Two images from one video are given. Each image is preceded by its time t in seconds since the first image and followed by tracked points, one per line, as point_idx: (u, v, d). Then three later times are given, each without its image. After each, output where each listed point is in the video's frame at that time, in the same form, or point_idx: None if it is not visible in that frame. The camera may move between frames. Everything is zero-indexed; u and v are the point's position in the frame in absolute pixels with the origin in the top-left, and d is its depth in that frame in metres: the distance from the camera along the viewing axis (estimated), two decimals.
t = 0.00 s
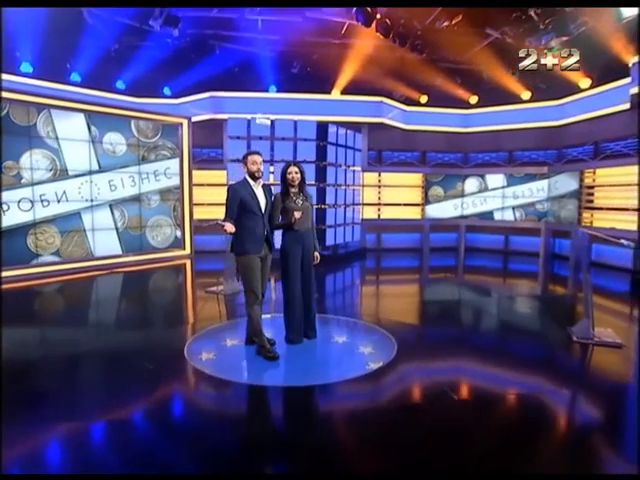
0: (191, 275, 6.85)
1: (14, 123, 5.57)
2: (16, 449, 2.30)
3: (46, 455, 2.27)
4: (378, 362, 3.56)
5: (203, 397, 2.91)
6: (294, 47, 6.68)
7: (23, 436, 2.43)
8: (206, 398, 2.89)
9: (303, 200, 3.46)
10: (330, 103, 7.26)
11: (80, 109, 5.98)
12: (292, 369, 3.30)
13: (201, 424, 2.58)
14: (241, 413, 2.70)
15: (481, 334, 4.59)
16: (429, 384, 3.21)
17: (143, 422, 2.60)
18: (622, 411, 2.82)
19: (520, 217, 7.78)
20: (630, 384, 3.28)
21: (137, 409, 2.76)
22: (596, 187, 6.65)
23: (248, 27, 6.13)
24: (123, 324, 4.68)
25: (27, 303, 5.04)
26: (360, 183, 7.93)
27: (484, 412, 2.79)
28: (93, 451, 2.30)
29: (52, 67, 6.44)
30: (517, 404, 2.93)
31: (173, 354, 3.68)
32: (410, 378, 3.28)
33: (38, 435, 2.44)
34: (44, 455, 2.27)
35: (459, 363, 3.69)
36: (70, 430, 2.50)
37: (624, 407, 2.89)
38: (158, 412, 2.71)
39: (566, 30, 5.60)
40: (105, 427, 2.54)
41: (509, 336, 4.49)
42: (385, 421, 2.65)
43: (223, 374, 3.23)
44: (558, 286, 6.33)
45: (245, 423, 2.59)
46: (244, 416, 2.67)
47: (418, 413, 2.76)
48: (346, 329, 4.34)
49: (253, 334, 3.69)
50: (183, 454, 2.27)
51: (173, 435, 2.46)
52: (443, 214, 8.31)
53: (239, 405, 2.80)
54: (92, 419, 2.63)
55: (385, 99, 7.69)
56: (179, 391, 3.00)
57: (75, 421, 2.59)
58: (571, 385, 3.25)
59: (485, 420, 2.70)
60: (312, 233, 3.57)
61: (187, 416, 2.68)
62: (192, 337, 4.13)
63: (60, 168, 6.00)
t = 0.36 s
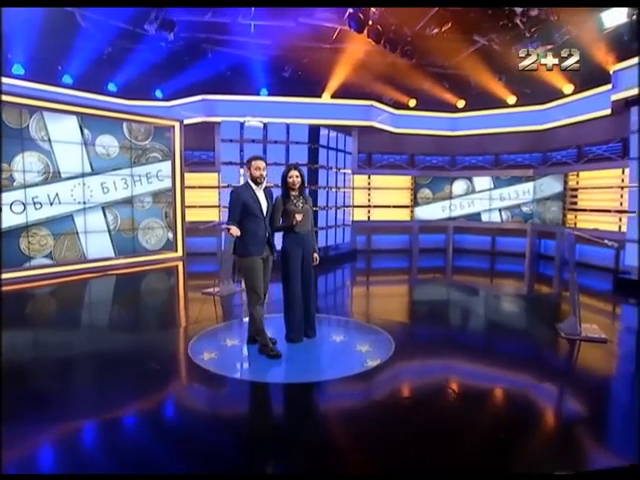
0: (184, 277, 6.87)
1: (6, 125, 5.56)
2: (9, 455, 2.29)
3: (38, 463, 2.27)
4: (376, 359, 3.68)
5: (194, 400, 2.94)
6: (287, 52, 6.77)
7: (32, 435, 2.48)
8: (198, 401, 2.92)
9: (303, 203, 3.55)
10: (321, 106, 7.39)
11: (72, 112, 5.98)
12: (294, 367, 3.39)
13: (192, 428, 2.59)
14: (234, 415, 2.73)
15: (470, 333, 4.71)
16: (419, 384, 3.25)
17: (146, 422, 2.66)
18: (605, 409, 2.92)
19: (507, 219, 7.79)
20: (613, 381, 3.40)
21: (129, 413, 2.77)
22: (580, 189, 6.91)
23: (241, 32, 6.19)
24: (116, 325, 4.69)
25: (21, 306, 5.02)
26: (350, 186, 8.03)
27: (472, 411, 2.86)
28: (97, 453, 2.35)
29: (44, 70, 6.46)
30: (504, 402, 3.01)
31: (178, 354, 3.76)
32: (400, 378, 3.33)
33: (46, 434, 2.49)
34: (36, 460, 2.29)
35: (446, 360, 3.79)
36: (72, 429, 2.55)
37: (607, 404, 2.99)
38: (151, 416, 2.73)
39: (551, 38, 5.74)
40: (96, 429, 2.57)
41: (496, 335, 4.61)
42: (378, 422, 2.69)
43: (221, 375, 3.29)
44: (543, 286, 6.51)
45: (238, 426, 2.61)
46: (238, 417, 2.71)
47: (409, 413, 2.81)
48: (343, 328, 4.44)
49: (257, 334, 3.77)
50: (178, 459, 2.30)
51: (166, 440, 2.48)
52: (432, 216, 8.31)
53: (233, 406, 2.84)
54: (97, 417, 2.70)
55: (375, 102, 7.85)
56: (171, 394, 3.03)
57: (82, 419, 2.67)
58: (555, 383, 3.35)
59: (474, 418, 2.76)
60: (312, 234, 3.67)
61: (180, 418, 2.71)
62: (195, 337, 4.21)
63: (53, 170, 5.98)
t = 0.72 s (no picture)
0: (178, 279, 6.87)
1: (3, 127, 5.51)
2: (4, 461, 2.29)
3: (31, 466, 2.27)
4: (378, 358, 3.77)
5: (190, 401, 2.96)
6: (281, 55, 6.85)
7: (35, 436, 2.53)
8: (193, 403, 2.94)
9: (307, 207, 3.63)
10: (315, 110, 7.44)
11: (67, 113, 6.00)
12: (298, 366, 3.47)
13: (188, 430, 2.61)
14: (230, 416, 2.76)
15: (462, 332, 4.82)
16: (411, 384, 3.29)
17: (154, 420, 2.72)
18: (593, 405, 2.99)
19: (497, 221, 7.90)
20: (600, 378, 3.49)
21: (136, 413, 2.81)
22: (568, 192, 7.15)
23: (236, 36, 6.28)
24: (112, 327, 4.72)
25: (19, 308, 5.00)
26: (344, 188, 8.12)
27: (464, 410, 2.90)
28: (100, 452, 2.40)
29: (40, 73, 6.46)
30: (495, 401, 3.06)
31: (179, 355, 3.82)
32: (391, 378, 3.36)
33: (48, 437, 2.53)
34: (31, 464, 2.29)
35: (440, 359, 3.88)
36: (80, 430, 2.60)
37: (594, 401, 3.07)
38: (147, 419, 2.74)
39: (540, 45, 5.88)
40: (91, 433, 2.59)
41: (487, 334, 4.72)
42: (375, 423, 2.72)
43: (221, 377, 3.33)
44: (532, 286, 6.66)
45: (235, 430, 2.61)
46: (234, 419, 2.73)
47: (405, 414, 2.83)
48: (343, 328, 4.52)
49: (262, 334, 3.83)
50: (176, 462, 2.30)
51: (167, 441, 2.50)
52: (423, 218, 8.42)
53: (229, 408, 2.86)
54: (98, 419, 2.74)
55: (368, 106, 7.98)
56: (168, 398, 3.03)
57: (84, 420, 2.71)
58: (543, 380, 3.44)
59: (467, 418, 2.80)
60: (316, 237, 3.75)
61: (187, 418, 2.76)
62: (201, 338, 4.29)
63: (48, 172, 5.97)
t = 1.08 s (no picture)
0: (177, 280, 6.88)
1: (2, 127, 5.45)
2: (4, 464, 2.31)
3: (31, 467, 2.30)
4: (386, 357, 3.84)
5: (203, 403, 2.99)
6: (279, 58, 6.90)
7: (36, 437, 2.57)
8: (192, 405, 2.96)
9: (316, 209, 3.69)
10: (313, 112, 7.49)
11: (67, 116, 6.01)
12: (309, 366, 3.54)
13: (189, 432, 2.64)
14: (235, 417, 2.80)
15: (462, 332, 4.91)
16: (407, 384, 3.33)
17: (151, 421, 2.76)
18: (587, 404, 3.07)
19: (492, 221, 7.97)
20: (594, 377, 3.58)
21: (151, 412, 2.88)
22: (561, 194, 7.34)
23: (236, 39, 6.36)
24: (112, 328, 4.73)
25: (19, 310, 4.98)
26: (341, 189, 8.23)
27: (460, 410, 2.95)
28: (99, 453, 2.43)
29: (40, 76, 6.49)
30: (490, 401, 3.11)
31: (188, 357, 3.85)
32: (387, 378, 3.41)
33: (49, 438, 2.55)
34: (31, 467, 2.31)
35: (443, 358, 3.97)
36: (88, 432, 2.64)
37: (589, 400, 3.15)
38: (145, 421, 2.77)
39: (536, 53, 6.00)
40: (92, 437, 2.59)
41: (483, 333, 4.81)
42: (374, 423, 2.76)
43: (225, 379, 3.36)
44: (527, 286, 6.79)
45: (237, 432, 2.63)
46: (238, 421, 2.77)
47: (402, 414, 2.88)
48: (349, 328, 4.61)
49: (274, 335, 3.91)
50: (180, 464, 2.32)
51: (185, 440, 2.56)
52: (420, 219, 8.61)
53: (234, 409, 2.90)
54: (98, 421, 2.75)
55: (365, 108, 8.10)
56: (166, 400, 3.06)
57: (83, 423, 2.72)
58: (539, 379, 3.51)
59: (464, 418, 2.85)
60: (324, 239, 3.81)
61: (203, 418, 2.80)
62: (209, 339, 4.35)
63: (48, 174, 5.95)
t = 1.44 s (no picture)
0: (177, 281, 6.90)
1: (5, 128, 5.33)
2: (3, 464, 2.33)
3: (31, 468, 2.32)
4: (396, 356, 3.92)
5: (217, 402, 3.04)
6: (278, 58, 6.94)
7: (37, 436, 2.58)
8: (200, 405, 3.00)
9: (327, 212, 3.78)
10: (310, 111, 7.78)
11: (70, 116, 6.03)
12: (311, 365, 3.60)
13: (208, 432, 2.68)
14: (243, 417, 2.84)
15: (461, 329, 5.02)
16: (405, 383, 3.38)
17: (149, 422, 2.78)
18: (589, 400, 3.17)
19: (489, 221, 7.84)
20: (594, 373, 3.69)
21: (168, 412, 2.92)
22: (557, 193, 7.61)
23: (237, 40, 6.39)
24: (113, 329, 4.71)
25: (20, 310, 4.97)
26: (340, 189, 8.57)
27: (465, 408, 3.02)
28: (121, 452, 2.47)
29: (40, 76, 6.53)
30: (486, 400, 3.17)
31: (198, 357, 3.90)
32: (385, 377, 3.47)
33: (49, 437, 2.57)
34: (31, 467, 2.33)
35: (446, 356, 4.06)
36: (107, 431, 2.67)
37: (586, 396, 3.24)
38: (144, 422, 2.78)
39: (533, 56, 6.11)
40: (89, 437, 2.61)
41: (481, 332, 4.90)
42: (372, 423, 2.80)
43: (231, 379, 3.40)
44: (523, 285, 6.92)
45: (241, 433, 2.66)
46: (246, 421, 2.80)
47: (400, 414, 2.92)
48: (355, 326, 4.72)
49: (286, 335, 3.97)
50: (193, 465, 2.35)
51: (205, 439, 2.60)
52: (417, 218, 8.81)
53: (242, 408, 2.95)
54: (115, 421, 2.79)
55: (363, 108, 8.35)
56: (165, 400, 3.09)
57: (88, 423, 2.73)
58: (538, 377, 3.60)
59: (458, 417, 2.89)
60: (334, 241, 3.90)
61: (221, 417, 2.84)
62: (219, 338, 4.41)
63: (50, 175, 5.92)
